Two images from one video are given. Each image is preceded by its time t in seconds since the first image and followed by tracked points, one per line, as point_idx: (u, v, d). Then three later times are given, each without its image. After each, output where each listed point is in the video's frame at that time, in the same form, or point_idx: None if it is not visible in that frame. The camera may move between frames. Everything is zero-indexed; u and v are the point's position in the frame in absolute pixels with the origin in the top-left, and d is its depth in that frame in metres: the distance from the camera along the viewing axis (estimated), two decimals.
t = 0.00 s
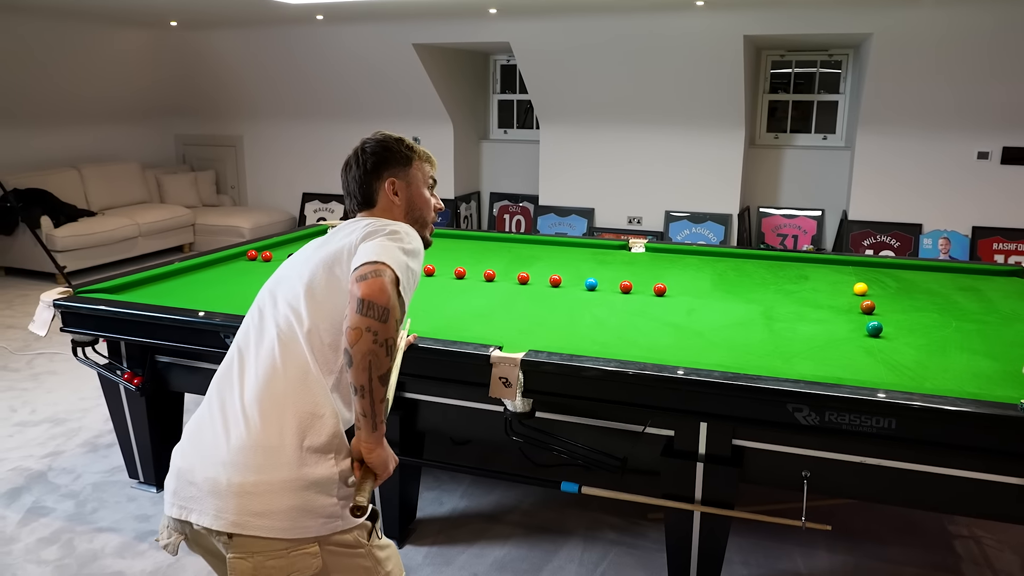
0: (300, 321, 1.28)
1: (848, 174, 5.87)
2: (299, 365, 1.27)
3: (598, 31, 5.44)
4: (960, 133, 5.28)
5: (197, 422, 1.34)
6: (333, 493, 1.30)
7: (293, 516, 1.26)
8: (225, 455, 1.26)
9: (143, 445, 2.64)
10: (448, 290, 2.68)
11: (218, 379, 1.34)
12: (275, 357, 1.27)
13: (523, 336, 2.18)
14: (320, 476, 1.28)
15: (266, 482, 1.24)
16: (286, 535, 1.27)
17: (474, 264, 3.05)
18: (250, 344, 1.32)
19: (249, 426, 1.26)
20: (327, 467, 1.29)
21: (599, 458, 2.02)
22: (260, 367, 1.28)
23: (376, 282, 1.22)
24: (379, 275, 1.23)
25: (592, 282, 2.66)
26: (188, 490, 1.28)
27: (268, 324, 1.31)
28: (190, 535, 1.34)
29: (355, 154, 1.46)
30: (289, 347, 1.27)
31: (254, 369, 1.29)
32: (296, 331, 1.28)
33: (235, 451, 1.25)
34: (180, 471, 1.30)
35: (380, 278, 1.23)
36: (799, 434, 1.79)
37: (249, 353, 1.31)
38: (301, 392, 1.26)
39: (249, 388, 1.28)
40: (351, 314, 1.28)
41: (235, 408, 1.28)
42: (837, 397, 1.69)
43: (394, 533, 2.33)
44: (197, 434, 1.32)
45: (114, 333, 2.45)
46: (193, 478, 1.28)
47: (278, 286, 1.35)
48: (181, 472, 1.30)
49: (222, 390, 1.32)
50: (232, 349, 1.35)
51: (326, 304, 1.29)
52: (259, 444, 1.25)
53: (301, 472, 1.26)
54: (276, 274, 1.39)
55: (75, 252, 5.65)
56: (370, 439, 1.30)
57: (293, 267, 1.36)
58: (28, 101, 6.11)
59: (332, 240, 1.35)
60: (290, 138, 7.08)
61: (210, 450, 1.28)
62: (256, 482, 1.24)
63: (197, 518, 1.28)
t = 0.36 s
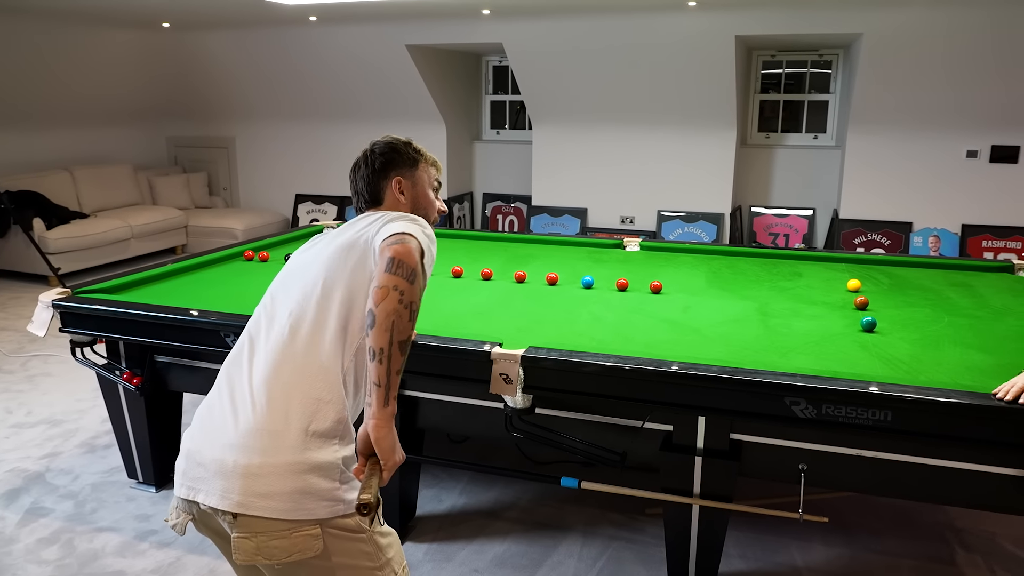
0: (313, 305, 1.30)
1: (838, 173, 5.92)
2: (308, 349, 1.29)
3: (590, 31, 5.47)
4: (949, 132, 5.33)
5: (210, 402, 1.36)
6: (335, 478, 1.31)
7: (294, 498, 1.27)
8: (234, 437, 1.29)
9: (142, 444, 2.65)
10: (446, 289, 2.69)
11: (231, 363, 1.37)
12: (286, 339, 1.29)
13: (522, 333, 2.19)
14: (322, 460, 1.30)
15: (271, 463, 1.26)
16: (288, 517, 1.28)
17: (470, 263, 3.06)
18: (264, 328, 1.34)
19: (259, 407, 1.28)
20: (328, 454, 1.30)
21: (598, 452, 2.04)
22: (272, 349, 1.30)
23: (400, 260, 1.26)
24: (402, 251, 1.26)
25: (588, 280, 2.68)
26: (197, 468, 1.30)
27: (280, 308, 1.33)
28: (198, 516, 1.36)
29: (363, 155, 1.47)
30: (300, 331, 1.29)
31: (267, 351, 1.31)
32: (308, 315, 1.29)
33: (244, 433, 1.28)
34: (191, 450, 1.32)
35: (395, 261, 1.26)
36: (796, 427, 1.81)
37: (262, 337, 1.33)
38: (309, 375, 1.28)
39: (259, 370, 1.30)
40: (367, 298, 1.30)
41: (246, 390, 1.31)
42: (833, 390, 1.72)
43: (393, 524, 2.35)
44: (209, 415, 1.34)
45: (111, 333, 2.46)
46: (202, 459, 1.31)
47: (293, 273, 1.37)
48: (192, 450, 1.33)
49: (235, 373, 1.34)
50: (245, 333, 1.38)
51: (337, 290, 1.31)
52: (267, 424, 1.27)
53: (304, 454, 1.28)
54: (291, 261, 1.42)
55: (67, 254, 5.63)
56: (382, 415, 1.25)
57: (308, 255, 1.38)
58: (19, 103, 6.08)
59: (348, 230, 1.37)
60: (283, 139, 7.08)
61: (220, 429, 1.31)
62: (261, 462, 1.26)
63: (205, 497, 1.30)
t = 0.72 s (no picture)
0: (322, 309, 1.31)
1: (819, 173, 5.98)
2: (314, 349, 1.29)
3: (573, 33, 5.49)
4: (927, 134, 5.41)
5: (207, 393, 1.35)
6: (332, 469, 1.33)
7: (292, 482, 1.28)
8: (237, 426, 1.29)
9: (127, 448, 2.63)
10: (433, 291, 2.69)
11: (230, 356, 1.36)
12: (293, 337, 1.30)
13: (511, 334, 2.20)
14: (321, 450, 1.31)
15: (272, 452, 1.26)
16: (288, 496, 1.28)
17: (457, 265, 3.07)
18: (267, 323, 1.34)
19: (263, 399, 1.28)
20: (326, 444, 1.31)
21: (587, 451, 2.05)
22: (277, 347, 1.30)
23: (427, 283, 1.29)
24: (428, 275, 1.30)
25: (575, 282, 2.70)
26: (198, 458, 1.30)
27: (287, 306, 1.34)
28: (196, 504, 1.36)
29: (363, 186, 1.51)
30: (307, 331, 1.30)
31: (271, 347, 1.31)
32: (317, 315, 1.31)
33: (248, 423, 1.28)
34: (190, 439, 1.31)
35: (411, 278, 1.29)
36: (782, 425, 1.84)
37: (265, 333, 1.34)
38: (314, 374, 1.29)
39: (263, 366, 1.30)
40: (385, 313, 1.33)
41: (248, 385, 1.31)
42: (818, 388, 1.74)
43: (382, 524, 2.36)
44: (208, 405, 1.33)
45: (96, 336, 2.44)
46: (203, 448, 1.30)
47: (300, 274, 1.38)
48: (191, 438, 1.32)
49: (235, 366, 1.34)
50: (245, 327, 1.38)
51: (347, 296, 1.33)
52: (270, 417, 1.27)
53: (304, 444, 1.28)
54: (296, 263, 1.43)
55: (48, 258, 5.58)
56: (386, 414, 1.22)
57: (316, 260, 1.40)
58: None
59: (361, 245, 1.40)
60: (265, 142, 7.05)
61: (221, 421, 1.30)
62: (263, 452, 1.26)
63: (206, 483, 1.29)
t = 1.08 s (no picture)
0: (303, 288, 1.41)
1: (788, 173, 6.09)
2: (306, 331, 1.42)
3: (546, 36, 5.54)
4: (892, 135, 5.54)
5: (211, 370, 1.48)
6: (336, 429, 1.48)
7: (303, 445, 1.43)
8: (245, 400, 1.42)
9: (106, 451, 2.62)
10: (412, 291, 2.72)
11: (225, 334, 1.48)
12: (285, 321, 1.41)
13: (490, 332, 2.24)
14: (326, 413, 1.46)
15: (282, 423, 1.41)
16: (293, 455, 1.42)
17: (436, 265, 3.09)
18: (257, 305, 1.45)
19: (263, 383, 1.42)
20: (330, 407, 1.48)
21: (567, 446, 2.10)
22: (270, 332, 1.42)
23: (387, 299, 1.38)
24: (388, 293, 1.38)
25: (552, 280, 2.74)
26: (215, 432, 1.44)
27: (271, 285, 1.43)
28: (215, 465, 1.49)
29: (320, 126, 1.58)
30: (296, 316, 1.42)
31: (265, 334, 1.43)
32: (300, 296, 1.41)
33: (255, 398, 1.42)
34: (204, 414, 1.46)
35: (380, 270, 1.38)
36: (756, 417, 1.89)
37: (256, 316, 1.45)
38: (308, 355, 1.43)
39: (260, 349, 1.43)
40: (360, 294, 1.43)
41: (250, 366, 1.44)
42: (792, 381, 1.80)
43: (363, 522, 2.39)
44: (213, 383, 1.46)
45: (74, 338, 2.43)
46: (217, 419, 1.45)
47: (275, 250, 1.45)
48: (203, 415, 1.46)
49: (233, 346, 1.46)
50: (234, 305, 1.48)
51: (325, 280, 1.42)
52: (274, 397, 1.41)
53: (311, 411, 1.44)
54: (266, 231, 1.48)
55: (17, 261, 5.50)
56: (376, 419, 1.47)
57: (285, 232, 1.45)
58: None
59: (324, 211, 1.44)
60: (237, 144, 7.01)
61: (229, 399, 1.44)
62: (273, 427, 1.41)
63: (224, 449, 1.44)
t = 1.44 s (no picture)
0: (311, 250, 1.51)
1: (756, 176, 6.24)
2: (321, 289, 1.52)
3: (521, 41, 5.61)
4: (857, 137, 5.69)
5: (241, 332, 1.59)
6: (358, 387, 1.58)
7: (331, 399, 1.53)
8: (272, 360, 1.53)
9: (91, 453, 2.64)
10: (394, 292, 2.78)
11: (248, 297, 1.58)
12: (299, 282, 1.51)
13: (473, 331, 2.31)
14: (350, 367, 1.56)
15: (310, 380, 1.51)
16: (331, 411, 1.53)
17: (415, 266, 3.15)
18: (273, 267, 1.55)
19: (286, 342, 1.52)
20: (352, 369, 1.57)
21: (548, 439, 2.17)
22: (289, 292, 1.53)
23: (372, 255, 1.45)
24: (372, 251, 1.45)
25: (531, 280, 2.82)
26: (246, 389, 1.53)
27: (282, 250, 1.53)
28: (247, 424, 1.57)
29: (314, 70, 1.57)
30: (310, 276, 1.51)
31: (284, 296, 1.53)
32: (310, 257, 1.51)
33: (280, 358, 1.52)
34: (234, 378, 1.56)
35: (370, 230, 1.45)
36: (730, 409, 1.98)
37: (273, 277, 1.55)
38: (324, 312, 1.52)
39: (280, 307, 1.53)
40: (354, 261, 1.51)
41: (273, 324, 1.54)
42: (763, 374, 1.88)
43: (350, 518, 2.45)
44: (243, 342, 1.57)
45: (59, 341, 2.45)
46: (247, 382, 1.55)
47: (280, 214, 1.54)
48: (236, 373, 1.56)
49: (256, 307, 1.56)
50: (253, 269, 1.58)
51: (328, 240, 1.51)
52: (300, 354, 1.52)
53: (337, 367, 1.54)
54: (267, 196, 1.57)
55: None
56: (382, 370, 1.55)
57: (285, 200, 1.54)
58: None
59: (314, 173, 1.51)
60: (211, 147, 6.99)
61: (256, 357, 1.54)
62: (303, 384, 1.51)
63: (258, 403, 1.53)
